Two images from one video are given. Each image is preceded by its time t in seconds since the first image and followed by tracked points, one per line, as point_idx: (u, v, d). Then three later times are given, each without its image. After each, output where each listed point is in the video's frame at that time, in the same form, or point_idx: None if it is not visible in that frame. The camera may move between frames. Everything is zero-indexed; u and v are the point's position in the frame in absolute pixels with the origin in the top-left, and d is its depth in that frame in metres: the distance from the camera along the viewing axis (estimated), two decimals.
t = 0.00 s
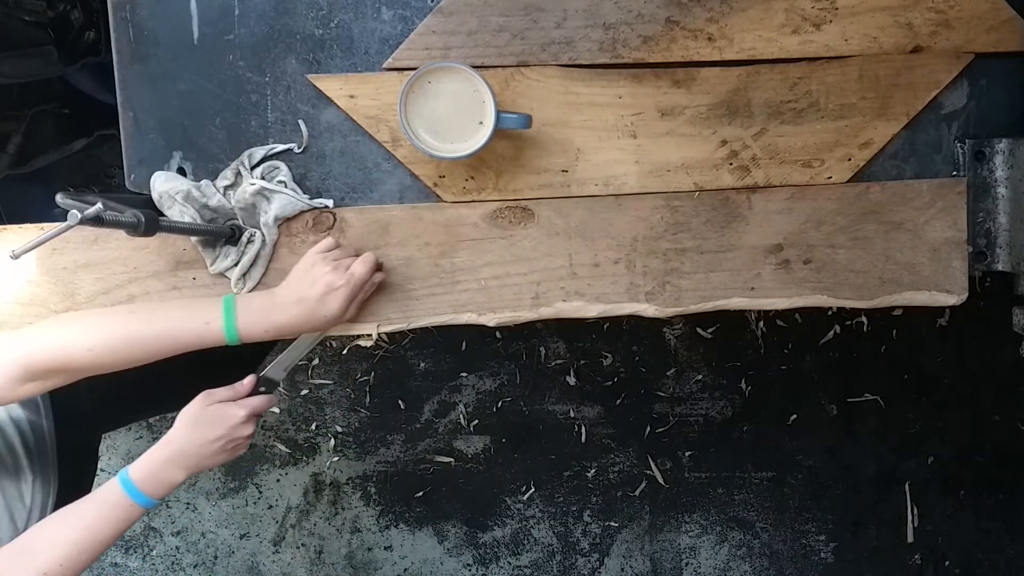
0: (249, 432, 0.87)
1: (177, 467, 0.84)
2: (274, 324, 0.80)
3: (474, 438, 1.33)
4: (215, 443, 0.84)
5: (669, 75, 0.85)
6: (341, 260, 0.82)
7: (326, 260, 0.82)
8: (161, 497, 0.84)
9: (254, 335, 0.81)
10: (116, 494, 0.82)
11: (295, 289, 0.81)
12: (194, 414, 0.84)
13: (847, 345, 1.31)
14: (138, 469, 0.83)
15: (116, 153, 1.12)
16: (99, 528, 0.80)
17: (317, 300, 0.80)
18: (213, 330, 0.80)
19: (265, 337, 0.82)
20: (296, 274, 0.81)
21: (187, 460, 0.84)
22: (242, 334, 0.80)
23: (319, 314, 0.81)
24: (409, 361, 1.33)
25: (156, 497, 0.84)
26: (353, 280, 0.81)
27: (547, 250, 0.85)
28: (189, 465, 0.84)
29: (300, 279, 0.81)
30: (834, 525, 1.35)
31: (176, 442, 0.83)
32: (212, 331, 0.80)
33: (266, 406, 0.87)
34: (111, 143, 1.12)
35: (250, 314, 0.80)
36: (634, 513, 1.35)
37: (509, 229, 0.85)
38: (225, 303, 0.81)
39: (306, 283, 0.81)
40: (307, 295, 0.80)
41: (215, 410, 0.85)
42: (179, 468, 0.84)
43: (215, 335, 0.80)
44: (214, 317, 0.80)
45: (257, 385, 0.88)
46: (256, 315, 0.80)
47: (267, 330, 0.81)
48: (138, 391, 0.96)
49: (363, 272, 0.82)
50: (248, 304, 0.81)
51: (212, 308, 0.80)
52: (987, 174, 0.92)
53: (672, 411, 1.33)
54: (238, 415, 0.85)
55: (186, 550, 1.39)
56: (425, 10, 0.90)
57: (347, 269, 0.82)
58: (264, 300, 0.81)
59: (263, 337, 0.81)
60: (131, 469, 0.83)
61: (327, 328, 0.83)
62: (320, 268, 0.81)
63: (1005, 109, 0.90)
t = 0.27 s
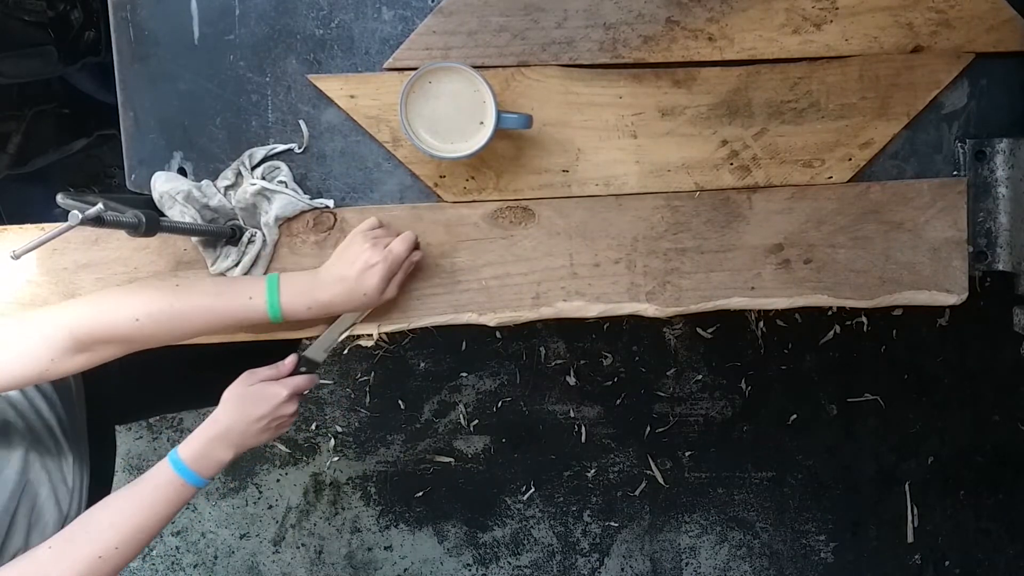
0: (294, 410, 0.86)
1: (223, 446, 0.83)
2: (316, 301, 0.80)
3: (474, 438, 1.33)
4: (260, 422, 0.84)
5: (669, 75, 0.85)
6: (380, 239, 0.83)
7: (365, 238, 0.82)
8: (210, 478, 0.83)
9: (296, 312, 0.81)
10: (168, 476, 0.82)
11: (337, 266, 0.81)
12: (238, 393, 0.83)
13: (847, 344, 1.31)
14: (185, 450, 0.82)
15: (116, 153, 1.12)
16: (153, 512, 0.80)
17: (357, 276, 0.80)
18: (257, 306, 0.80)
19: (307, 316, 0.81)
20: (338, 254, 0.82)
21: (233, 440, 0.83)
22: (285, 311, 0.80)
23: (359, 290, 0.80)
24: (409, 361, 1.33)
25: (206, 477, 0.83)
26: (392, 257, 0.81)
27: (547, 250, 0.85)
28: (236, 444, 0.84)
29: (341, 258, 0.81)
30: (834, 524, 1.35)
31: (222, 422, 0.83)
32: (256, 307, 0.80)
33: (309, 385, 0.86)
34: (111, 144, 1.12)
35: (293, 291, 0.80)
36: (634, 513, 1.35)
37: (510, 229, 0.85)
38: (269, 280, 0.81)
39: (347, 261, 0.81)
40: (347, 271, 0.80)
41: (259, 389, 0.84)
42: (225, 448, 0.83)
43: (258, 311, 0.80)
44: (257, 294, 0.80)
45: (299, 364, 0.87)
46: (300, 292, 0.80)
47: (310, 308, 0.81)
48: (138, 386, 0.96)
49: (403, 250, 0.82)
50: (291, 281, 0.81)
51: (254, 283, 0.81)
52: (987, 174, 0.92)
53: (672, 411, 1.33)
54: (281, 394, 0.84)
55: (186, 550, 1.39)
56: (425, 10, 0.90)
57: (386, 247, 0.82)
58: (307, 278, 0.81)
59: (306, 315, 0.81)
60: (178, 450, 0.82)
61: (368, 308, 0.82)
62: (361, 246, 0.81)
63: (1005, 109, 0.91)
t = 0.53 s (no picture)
0: (333, 399, 0.89)
1: (265, 433, 0.86)
2: (335, 283, 0.80)
3: (474, 438, 1.33)
4: (300, 409, 0.87)
5: (669, 75, 0.85)
6: (393, 215, 0.82)
7: (379, 215, 0.82)
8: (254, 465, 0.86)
9: (318, 296, 0.81)
10: (208, 464, 0.84)
11: (355, 246, 0.81)
12: (279, 383, 0.87)
13: (847, 344, 1.31)
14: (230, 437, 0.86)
15: (116, 153, 1.13)
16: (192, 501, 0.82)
17: (371, 251, 0.80)
18: (277, 293, 0.80)
19: (330, 299, 0.81)
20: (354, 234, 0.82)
21: (274, 427, 0.86)
22: (305, 295, 0.80)
23: (376, 265, 0.80)
24: (409, 361, 1.33)
25: (250, 464, 0.86)
26: (405, 229, 0.81)
27: (547, 250, 0.85)
28: (277, 431, 0.87)
29: (358, 236, 0.81)
30: (833, 524, 1.35)
31: (263, 409, 0.86)
32: (277, 295, 0.80)
33: (346, 374, 0.88)
34: (111, 143, 1.12)
35: (314, 276, 0.80)
36: (634, 513, 1.35)
37: (509, 229, 0.85)
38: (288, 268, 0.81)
39: (363, 239, 0.81)
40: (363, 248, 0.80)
41: (297, 377, 0.87)
42: (267, 435, 0.86)
43: (279, 298, 0.80)
44: (277, 282, 0.81)
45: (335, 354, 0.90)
46: (319, 275, 0.80)
47: (331, 288, 0.81)
48: (137, 390, 0.96)
49: (415, 222, 0.81)
50: (311, 267, 0.81)
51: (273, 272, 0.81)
52: (987, 174, 0.92)
53: (672, 411, 1.33)
54: (318, 381, 0.87)
55: (186, 550, 1.39)
56: (425, 9, 0.90)
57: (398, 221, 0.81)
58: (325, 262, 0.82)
59: (328, 298, 0.81)
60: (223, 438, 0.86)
61: (392, 283, 0.82)
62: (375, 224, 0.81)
63: (1005, 109, 0.91)
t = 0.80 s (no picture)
0: (239, 437, 0.85)
1: (167, 474, 0.81)
2: (261, 326, 0.80)
3: (474, 438, 1.33)
4: (204, 450, 0.82)
5: (669, 75, 0.85)
6: (338, 267, 0.82)
7: (321, 265, 0.82)
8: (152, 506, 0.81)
9: (238, 333, 0.80)
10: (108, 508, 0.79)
11: (290, 291, 0.80)
12: (182, 422, 0.82)
13: (847, 345, 1.31)
14: (127, 478, 0.80)
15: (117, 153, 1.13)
16: (86, 551, 0.77)
17: (308, 304, 0.80)
18: (201, 324, 0.79)
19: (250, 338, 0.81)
20: (289, 278, 0.81)
21: (177, 467, 0.82)
22: (228, 331, 0.80)
23: (307, 318, 0.80)
24: (409, 361, 1.33)
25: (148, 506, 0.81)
26: (349, 287, 0.81)
27: (547, 250, 0.85)
28: (177, 471, 0.82)
29: (293, 281, 0.80)
30: (834, 525, 1.35)
31: (164, 449, 0.81)
32: (200, 324, 0.79)
33: (255, 411, 0.86)
34: (111, 143, 1.12)
35: (240, 312, 0.79)
36: (634, 513, 1.35)
37: (510, 229, 0.85)
38: (217, 299, 0.80)
39: (299, 286, 0.80)
40: (298, 298, 0.80)
41: (203, 417, 0.82)
42: (168, 476, 0.82)
43: (201, 328, 0.79)
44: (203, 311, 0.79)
45: (246, 390, 0.86)
46: (246, 314, 0.80)
47: (253, 330, 0.80)
48: (138, 387, 0.96)
49: (359, 280, 0.82)
50: (239, 303, 0.80)
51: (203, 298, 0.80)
52: (987, 174, 0.92)
53: (672, 411, 1.33)
54: (226, 421, 0.83)
55: (186, 550, 1.39)
56: (425, 9, 0.90)
57: (343, 277, 0.81)
58: (255, 300, 0.80)
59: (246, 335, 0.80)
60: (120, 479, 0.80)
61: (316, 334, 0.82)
62: (315, 273, 0.81)
63: (1005, 109, 0.90)
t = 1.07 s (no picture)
0: (253, 428, 0.85)
1: (183, 459, 0.82)
2: (268, 325, 0.80)
3: (474, 438, 1.33)
4: (218, 438, 0.82)
5: (669, 75, 0.85)
6: (342, 269, 0.82)
7: (326, 266, 0.82)
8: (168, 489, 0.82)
9: (246, 331, 0.80)
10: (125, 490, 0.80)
11: (295, 290, 0.80)
12: (197, 409, 0.82)
13: (847, 345, 1.31)
14: (145, 461, 0.81)
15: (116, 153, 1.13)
16: (106, 531, 0.78)
17: (314, 304, 0.80)
18: (207, 321, 0.79)
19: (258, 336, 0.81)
20: (297, 278, 0.81)
21: (192, 453, 0.82)
22: (236, 329, 0.80)
23: (315, 318, 0.80)
24: (409, 361, 1.33)
25: (165, 489, 0.82)
26: (352, 289, 0.81)
27: (547, 250, 0.85)
28: (194, 457, 0.82)
29: (300, 282, 0.81)
30: (834, 525, 1.35)
31: (180, 435, 0.81)
32: (207, 322, 0.79)
33: (268, 403, 0.85)
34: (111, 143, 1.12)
35: (247, 310, 0.79)
36: (634, 513, 1.35)
37: (510, 229, 0.85)
38: (223, 296, 0.80)
39: (305, 286, 0.80)
40: (305, 298, 0.80)
41: (217, 406, 0.82)
42: (184, 460, 0.82)
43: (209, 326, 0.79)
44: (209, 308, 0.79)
45: (259, 384, 0.87)
46: (254, 313, 0.79)
47: (261, 329, 0.80)
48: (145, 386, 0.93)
49: (361, 282, 0.81)
50: (246, 301, 0.80)
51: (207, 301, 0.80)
52: (987, 174, 0.92)
53: (672, 411, 1.33)
54: (239, 411, 0.83)
55: (186, 550, 1.39)
56: (425, 9, 0.90)
57: (347, 278, 0.81)
58: (264, 298, 0.80)
59: (255, 334, 0.80)
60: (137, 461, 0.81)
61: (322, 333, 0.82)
62: (320, 274, 0.81)
63: (1005, 109, 0.90)
